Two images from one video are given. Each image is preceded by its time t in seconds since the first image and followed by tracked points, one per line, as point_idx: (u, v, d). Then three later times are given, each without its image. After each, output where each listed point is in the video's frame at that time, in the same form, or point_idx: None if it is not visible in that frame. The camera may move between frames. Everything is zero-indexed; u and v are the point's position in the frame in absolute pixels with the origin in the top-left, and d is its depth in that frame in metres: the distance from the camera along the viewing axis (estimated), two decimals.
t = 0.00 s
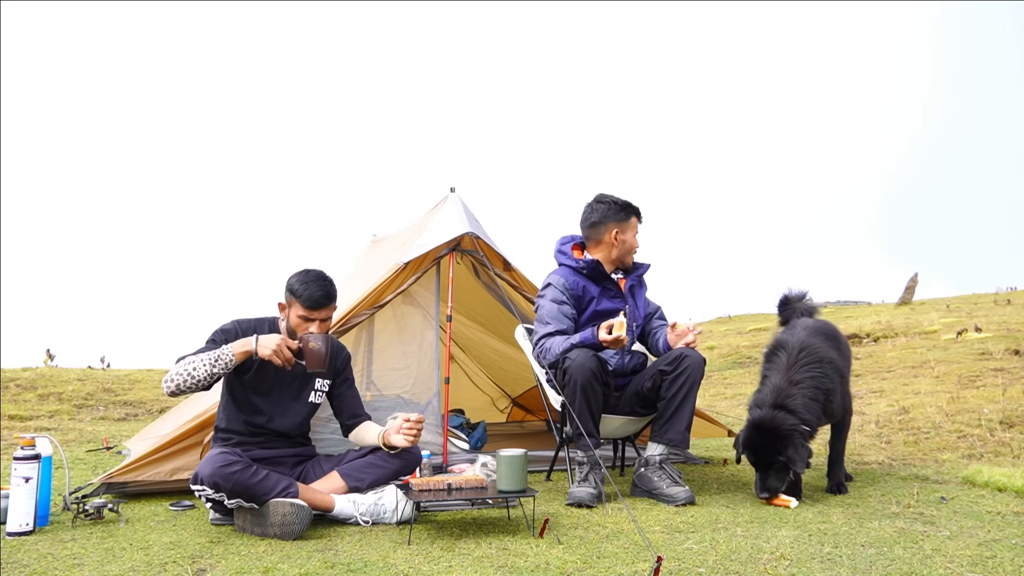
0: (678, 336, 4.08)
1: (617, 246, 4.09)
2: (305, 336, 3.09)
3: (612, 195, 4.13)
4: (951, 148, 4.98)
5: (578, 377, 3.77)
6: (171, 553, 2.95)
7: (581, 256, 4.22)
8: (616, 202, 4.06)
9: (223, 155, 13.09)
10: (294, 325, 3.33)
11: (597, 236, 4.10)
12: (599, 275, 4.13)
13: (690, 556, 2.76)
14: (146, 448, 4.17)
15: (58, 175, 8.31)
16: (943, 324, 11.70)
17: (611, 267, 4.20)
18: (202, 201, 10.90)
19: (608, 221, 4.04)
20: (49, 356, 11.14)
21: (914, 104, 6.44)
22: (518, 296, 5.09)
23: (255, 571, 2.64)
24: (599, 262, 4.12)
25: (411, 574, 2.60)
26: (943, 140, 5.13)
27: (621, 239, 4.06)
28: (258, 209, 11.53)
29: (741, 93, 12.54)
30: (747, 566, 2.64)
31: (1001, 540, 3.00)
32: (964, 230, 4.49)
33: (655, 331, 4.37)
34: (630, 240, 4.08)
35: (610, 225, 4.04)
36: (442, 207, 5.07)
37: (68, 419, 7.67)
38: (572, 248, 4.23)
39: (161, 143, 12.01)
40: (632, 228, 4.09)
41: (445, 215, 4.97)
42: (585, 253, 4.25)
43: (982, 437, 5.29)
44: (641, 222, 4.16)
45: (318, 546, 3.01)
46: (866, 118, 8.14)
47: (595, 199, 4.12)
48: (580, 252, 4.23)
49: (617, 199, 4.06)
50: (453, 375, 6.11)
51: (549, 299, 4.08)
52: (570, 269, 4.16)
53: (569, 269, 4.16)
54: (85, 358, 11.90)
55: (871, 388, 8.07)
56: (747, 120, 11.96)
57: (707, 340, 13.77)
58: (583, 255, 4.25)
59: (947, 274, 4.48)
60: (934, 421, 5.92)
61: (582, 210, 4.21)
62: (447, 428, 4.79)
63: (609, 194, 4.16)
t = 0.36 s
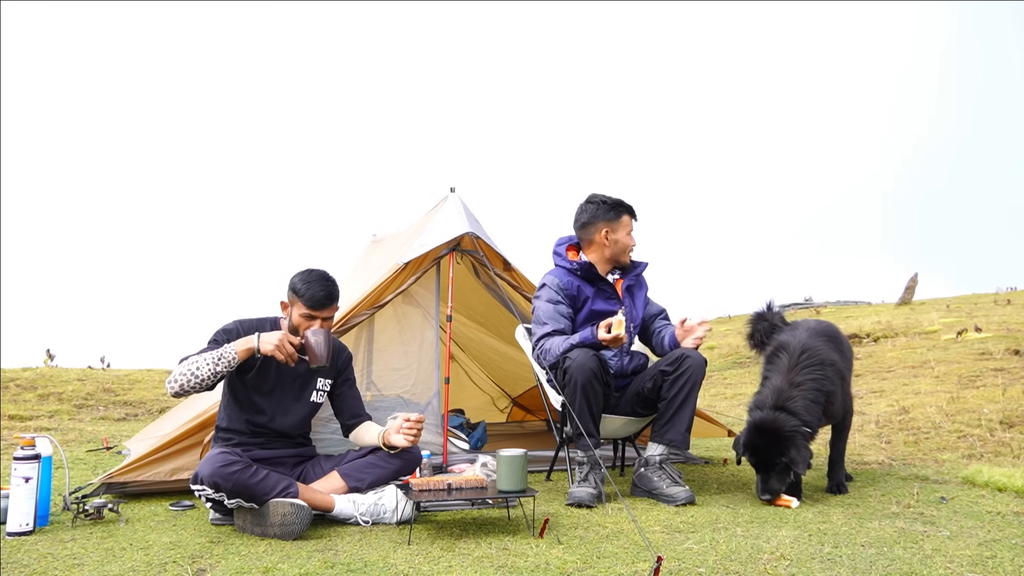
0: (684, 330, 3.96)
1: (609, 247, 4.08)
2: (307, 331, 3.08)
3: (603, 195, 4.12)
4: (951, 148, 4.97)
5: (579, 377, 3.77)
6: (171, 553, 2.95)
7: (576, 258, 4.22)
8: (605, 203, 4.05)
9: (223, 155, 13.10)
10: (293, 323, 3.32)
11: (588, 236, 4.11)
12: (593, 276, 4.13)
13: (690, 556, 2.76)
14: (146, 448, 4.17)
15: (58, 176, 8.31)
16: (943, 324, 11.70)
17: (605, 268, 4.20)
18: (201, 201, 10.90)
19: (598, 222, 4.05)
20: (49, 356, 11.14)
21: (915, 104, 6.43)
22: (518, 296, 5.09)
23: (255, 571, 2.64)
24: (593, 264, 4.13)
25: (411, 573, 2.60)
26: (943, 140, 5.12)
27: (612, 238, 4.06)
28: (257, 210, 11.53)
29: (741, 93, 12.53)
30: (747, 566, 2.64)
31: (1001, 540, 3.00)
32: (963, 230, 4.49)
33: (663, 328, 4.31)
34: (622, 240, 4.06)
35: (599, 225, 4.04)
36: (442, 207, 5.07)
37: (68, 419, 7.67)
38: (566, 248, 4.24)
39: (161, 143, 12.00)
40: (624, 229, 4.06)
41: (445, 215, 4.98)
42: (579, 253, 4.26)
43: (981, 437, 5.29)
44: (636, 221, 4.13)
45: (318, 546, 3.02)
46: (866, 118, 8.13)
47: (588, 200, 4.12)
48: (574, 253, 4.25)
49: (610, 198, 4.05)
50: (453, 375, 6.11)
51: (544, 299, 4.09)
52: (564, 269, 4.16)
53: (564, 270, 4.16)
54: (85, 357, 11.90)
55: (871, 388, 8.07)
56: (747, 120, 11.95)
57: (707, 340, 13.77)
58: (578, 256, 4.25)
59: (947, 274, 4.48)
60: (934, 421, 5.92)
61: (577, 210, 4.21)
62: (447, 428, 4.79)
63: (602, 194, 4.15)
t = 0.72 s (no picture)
0: (749, 262, 4.31)
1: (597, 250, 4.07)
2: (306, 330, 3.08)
3: (587, 195, 4.10)
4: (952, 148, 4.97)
5: (578, 377, 3.77)
6: (171, 553, 2.95)
7: (565, 259, 4.23)
8: (591, 204, 4.02)
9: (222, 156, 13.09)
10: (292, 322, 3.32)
11: (575, 238, 4.10)
12: (584, 276, 4.13)
13: (690, 556, 2.76)
14: (146, 448, 4.17)
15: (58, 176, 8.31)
16: (943, 324, 11.70)
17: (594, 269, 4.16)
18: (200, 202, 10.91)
19: (584, 223, 4.04)
20: (49, 356, 11.14)
21: (916, 104, 6.42)
22: (518, 296, 5.09)
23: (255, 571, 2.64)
24: (585, 265, 4.12)
25: (411, 573, 2.60)
26: (944, 141, 5.12)
27: (597, 240, 4.04)
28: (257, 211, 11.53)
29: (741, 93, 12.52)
30: (747, 566, 2.64)
31: (1001, 540, 3.00)
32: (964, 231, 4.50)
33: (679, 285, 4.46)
34: (609, 240, 4.03)
35: (586, 227, 4.03)
36: (442, 207, 5.07)
37: (68, 419, 7.68)
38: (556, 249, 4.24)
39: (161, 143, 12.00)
40: (609, 231, 4.02)
41: (445, 215, 4.98)
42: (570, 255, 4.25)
43: (982, 437, 5.29)
44: (622, 220, 4.10)
45: (318, 546, 3.02)
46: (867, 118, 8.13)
47: (575, 201, 4.09)
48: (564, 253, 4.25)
49: (596, 199, 4.03)
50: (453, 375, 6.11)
51: (538, 302, 4.08)
52: (555, 272, 4.16)
53: (554, 272, 4.16)
54: (85, 357, 11.91)
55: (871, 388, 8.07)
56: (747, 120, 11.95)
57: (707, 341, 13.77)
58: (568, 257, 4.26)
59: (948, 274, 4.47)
60: (934, 421, 5.92)
61: (564, 212, 4.20)
62: (447, 427, 4.79)
63: (587, 193, 4.13)
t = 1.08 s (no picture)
0: (750, 249, 4.45)
1: (597, 250, 4.07)
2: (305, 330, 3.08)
3: (584, 195, 4.10)
4: (952, 148, 4.97)
5: (578, 378, 3.77)
6: (171, 553, 2.95)
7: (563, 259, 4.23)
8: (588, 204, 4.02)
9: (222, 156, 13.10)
10: (291, 322, 3.31)
11: (574, 239, 4.10)
12: (583, 276, 4.13)
13: (690, 556, 2.76)
14: (146, 448, 4.17)
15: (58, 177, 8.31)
16: (943, 324, 11.70)
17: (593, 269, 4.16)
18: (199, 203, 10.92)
19: (582, 224, 4.04)
20: (49, 356, 11.14)
21: (917, 103, 6.42)
22: (518, 296, 5.09)
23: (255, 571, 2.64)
24: (583, 265, 4.12)
25: (411, 574, 2.60)
26: (944, 140, 5.11)
27: (596, 240, 4.03)
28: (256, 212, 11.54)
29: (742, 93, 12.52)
30: (747, 566, 2.64)
31: (1001, 540, 3.00)
32: (964, 232, 4.49)
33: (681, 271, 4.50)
34: (607, 240, 4.03)
35: (584, 227, 4.04)
36: (442, 207, 5.07)
37: (68, 419, 7.68)
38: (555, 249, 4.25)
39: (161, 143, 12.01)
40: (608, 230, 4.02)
41: (445, 215, 4.98)
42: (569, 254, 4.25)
43: (982, 437, 5.29)
44: (621, 219, 4.09)
45: (318, 546, 3.02)
46: (867, 117, 8.13)
47: (574, 201, 4.09)
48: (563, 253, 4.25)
49: (594, 199, 4.02)
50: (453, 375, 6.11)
51: (538, 303, 4.08)
52: (554, 272, 4.16)
53: (552, 272, 4.16)
54: (85, 358, 11.90)
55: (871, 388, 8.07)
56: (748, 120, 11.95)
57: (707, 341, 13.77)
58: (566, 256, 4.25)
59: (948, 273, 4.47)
60: (934, 421, 5.92)
61: (562, 211, 4.20)
62: (447, 428, 4.79)
63: (585, 194, 4.13)
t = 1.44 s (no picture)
0: (749, 248, 4.46)
1: (597, 249, 4.07)
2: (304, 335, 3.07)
3: (585, 194, 4.10)
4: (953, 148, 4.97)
5: (578, 377, 3.77)
6: (171, 553, 2.95)
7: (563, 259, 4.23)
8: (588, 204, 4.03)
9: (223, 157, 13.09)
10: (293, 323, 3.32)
11: (574, 238, 4.10)
12: (584, 275, 4.13)
13: (690, 556, 2.76)
14: (146, 448, 4.17)
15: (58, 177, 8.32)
16: (943, 324, 11.70)
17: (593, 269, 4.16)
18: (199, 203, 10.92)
19: (582, 223, 4.04)
20: (49, 356, 11.14)
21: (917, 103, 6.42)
22: (518, 296, 5.09)
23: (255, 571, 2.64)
24: (584, 265, 4.12)
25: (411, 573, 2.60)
26: (945, 140, 5.11)
27: (596, 240, 4.03)
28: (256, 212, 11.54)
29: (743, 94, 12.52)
30: (747, 566, 2.64)
31: (1001, 540, 3.00)
32: (964, 232, 4.49)
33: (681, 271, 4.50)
34: (607, 240, 4.03)
35: (583, 226, 4.04)
36: (442, 207, 5.07)
37: (68, 419, 7.68)
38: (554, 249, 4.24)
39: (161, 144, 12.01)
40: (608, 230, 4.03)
41: (445, 215, 4.98)
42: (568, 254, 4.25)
43: (982, 437, 5.29)
44: (621, 219, 4.09)
45: (317, 546, 3.02)
46: (867, 117, 8.13)
47: (575, 200, 4.09)
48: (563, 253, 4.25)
49: (594, 199, 4.02)
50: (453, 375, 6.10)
51: (538, 303, 4.08)
52: (554, 272, 4.16)
53: (553, 272, 4.16)
54: (85, 358, 11.91)
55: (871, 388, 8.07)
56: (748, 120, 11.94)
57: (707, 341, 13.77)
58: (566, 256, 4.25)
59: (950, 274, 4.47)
60: (934, 421, 5.92)
61: (563, 211, 4.20)
62: (447, 427, 4.79)
63: (586, 193, 4.12)
